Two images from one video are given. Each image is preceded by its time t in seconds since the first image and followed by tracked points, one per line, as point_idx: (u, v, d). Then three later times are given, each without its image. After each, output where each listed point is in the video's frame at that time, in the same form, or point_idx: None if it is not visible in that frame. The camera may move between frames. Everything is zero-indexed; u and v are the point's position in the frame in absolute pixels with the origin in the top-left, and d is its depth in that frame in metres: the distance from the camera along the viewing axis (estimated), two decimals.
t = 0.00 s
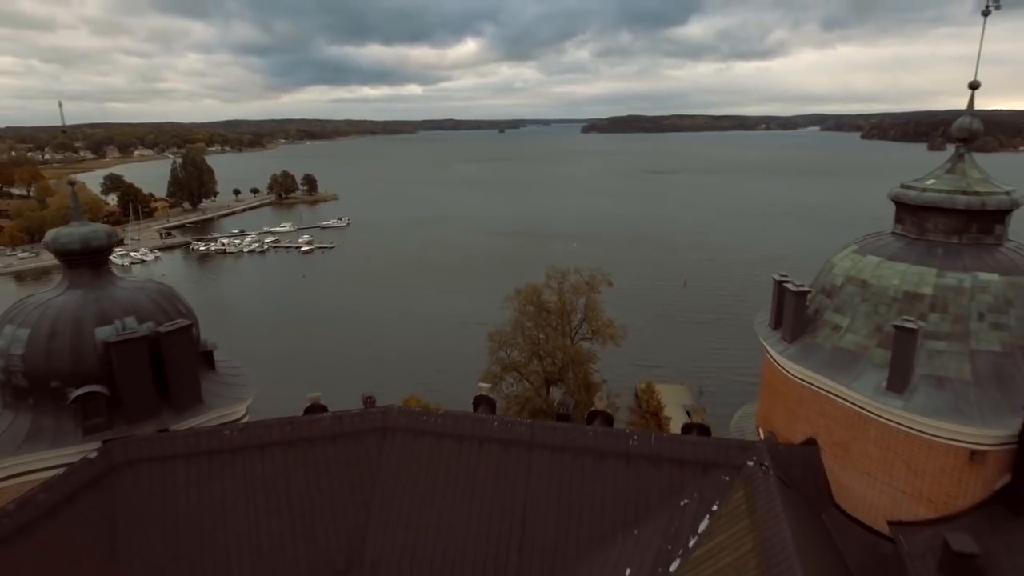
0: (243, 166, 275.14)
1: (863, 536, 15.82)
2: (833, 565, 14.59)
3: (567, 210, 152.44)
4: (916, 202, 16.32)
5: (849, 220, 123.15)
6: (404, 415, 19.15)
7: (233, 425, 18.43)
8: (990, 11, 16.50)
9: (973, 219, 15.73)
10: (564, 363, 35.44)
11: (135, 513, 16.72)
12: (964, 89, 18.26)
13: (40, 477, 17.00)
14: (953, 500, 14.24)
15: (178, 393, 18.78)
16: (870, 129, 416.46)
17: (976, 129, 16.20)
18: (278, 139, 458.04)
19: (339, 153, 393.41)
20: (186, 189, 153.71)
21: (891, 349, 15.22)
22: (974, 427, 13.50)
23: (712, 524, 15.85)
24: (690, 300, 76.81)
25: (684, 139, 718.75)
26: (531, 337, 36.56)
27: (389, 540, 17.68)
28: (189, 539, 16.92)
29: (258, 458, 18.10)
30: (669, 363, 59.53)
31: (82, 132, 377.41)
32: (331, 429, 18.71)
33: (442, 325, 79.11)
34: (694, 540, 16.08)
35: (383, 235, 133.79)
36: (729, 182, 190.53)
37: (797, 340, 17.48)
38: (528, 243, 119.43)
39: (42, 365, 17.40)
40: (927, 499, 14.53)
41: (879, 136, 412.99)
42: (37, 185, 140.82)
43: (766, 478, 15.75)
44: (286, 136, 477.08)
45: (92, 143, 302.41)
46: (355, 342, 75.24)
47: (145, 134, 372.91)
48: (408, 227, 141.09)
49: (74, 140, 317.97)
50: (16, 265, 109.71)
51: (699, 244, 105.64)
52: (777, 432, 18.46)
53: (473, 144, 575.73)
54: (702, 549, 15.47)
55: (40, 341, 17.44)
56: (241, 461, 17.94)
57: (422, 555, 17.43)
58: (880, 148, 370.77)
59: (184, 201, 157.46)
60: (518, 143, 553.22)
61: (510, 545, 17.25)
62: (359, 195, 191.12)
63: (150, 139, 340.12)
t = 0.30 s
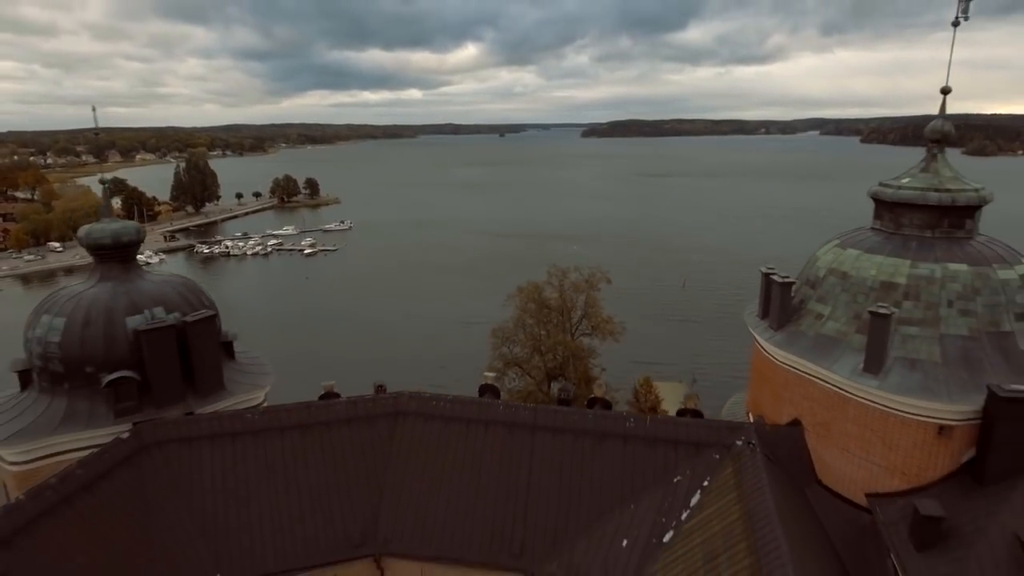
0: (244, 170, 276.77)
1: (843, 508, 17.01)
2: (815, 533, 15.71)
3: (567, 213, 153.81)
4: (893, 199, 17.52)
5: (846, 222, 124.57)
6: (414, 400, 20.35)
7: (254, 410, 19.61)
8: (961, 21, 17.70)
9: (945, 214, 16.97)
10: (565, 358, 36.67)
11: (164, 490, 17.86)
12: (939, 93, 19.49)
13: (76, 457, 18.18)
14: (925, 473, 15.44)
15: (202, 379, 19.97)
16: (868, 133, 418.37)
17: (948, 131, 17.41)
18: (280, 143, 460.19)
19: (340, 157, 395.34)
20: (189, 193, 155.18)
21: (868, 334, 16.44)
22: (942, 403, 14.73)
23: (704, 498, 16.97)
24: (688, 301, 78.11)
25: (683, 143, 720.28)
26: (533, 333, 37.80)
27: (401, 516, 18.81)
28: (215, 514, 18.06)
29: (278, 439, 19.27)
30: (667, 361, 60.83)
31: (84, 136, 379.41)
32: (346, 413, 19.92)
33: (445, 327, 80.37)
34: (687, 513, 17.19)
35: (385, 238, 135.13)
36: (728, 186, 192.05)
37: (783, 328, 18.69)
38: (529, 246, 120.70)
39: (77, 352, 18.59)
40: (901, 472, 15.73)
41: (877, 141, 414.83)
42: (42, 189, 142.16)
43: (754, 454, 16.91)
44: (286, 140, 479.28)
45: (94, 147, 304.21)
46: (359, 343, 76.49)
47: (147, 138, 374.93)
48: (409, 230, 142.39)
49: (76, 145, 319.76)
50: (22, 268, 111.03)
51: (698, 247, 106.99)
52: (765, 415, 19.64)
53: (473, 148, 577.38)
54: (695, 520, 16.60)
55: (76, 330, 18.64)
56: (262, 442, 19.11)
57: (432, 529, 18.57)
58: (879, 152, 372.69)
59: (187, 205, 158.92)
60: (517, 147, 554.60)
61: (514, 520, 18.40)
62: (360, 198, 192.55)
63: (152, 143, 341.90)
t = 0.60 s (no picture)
0: (247, 175, 278.94)
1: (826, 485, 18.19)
2: (800, 507, 16.91)
3: (568, 216, 155.31)
4: (872, 198, 18.79)
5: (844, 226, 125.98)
6: (425, 388, 21.62)
7: (276, 396, 20.88)
8: (936, 31, 19.00)
9: (921, 211, 18.30)
10: (567, 354, 37.91)
11: (192, 469, 19.05)
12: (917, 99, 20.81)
13: (112, 439, 19.44)
14: (899, 450, 16.71)
15: (227, 367, 21.27)
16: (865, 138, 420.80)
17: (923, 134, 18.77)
18: (281, 148, 462.93)
19: (341, 162, 397.67)
20: (193, 197, 156.92)
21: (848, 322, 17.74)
22: (913, 384, 16.08)
23: (698, 475, 18.21)
24: (688, 302, 79.46)
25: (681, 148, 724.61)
26: (535, 331, 39.07)
27: (413, 494, 20.04)
28: (240, 492, 19.25)
29: (298, 423, 20.51)
30: (666, 360, 62.25)
31: (87, 141, 381.72)
32: (361, 399, 21.18)
33: (449, 328, 81.79)
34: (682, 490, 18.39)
35: (387, 242, 136.67)
36: (728, 190, 193.80)
37: (771, 319, 19.97)
38: (530, 249, 122.17)
39: (112, 341, 19.90)
40: (878, 449, 16.99)
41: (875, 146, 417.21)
42: (48, 193, 143.94)
43: (743, 434, 18.16)
44: (288, 145, 481.86)
45: (97, 152, 306.33)
46: (364, 345, 77.85)
47: (150, 143, 376.96)
48: (411, 234, 143.97)
49: (79, 149, 321.53)
50: (29, 271, 112.31)
51: (697, 249, 108.41)
52: (755, 400, 20.88)
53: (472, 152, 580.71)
54: (690, 494, 17.84)
55: (111, 320, 19.97)
56: (284, 426, 20.36)
57: (443, 507, 19.79)
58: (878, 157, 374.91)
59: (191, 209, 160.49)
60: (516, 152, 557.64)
61: (520, 497, 19.64)
62: (362, 203, 194.33)
63: (154, 148, 344.05)
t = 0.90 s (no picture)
0: (249, 179, 280.45)
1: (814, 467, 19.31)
2: (790, 486, 17.97)
3: (568, 220, 156.65)
4: (858, 198, 19.91)
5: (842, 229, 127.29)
6: (435, 379, 22.69)
7: (294, 386, 21.98)
8: (918, 40, 20.12)
9: (903, 211, 19.45)
10: (568, 351, 39.06)
11: (216, 453, 20.10)
12: (901, 104, 21.96)
13: (139, 425, 20.52)
14: (882, 433, 17.85)
15: (246, 359, 22.40)
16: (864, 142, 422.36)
17: (906, 137, 19.92)
18: (282, 152, 464.46)
19: (342, 166, 399.61)
20: (197, 201, 157.77)
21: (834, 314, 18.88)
22: (894, 371, 17.22)
23: (694, 458, 19.29)
24: (687, 303, 80.63)
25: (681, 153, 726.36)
26: (538, 329, 40.19)
27: (424, 478, 21.13)
28: (260, 475, 20.33)
29: (314, 411, 21.62)
30: (666, 359, 63.42)
31: (88, 146, 383.07)
32: (373, 388, 22.27)
33: (452, 330, 82.98)
34: (678, 473, 19.49)
35: (390, 245, 137.91)
36: (727, 193, 195.35)
37: (762, 312, 21.12)
38: (531, 251, 123.42)
39: (139, 333, 20.99)
40: (862, 433, 18.12)
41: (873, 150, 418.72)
42: (53, 197, 145.21)
43: (737, 419, 19.23)
44: (289, 149, 483.51)
45: (99, 156, 307.69)
46: (369, 347, 79.01)
47: (151, 147, 378.31)
48: (413, 237, 145.17)
49: (81, 154, 322.89)
50: (35, 274, 113.52)
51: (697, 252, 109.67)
52: (748, 390, 21.99)
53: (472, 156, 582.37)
54: (687, 476, 18.89)
55: (138, 313, 21.08)
56: (301, 414, 21.46)
57: (452, 490, 20.87)
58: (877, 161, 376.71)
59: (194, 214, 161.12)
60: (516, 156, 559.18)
61: (525, 481, 20.71)
62: (364, 206, 195.64)
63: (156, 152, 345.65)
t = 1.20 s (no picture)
0: (251, 183, 282.17)
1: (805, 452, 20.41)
2: (781, 469, 19.06)
3: (569, 223, 157.90)
4: (845, 199, 21.05)
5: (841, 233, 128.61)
6: (445, 371, 23.80)
7: (310, 378, 23.10)
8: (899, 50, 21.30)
9: (888, 210, 20.58)
10: (571, 349, 40.24)
11: (238, 440, 21.19)
12: (885, 111, 23.19)
13: (164, 414, 21.66)
14: (866, 420, 19.00)
15: (265, 352, 23.56)
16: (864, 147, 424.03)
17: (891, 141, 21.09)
18: (284, 156, 466.30)
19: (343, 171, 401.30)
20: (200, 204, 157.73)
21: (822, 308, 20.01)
22: (878, 361, 18.37)
23: (691, 443, 20.37)
24: (687, 305, 81.82)
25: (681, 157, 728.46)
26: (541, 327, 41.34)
27: (434, 465, 22.21)
28: (279, 461, 21.42)
29: (330, 402, 22.74)
30: (666, 359, 64.63)
31: (91, 150, 384.71)
32: (385, 380, 23.37)
33: (455, 332, 84.19)
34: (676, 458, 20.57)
35: (392, 249, 139.24)
36: (727, 197, 196.74)
37: (756, 307, 22.24)
38: (532, 254, 124.63)
39: (164, 326, 22.15)
40: (848, 419, 19.26)
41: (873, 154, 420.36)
42: (58, 201, 146.68)
43: (732, 406, 20.31)
44: (290, 153, 485.33)
45: (102, 160, 309.30)
46: (373, 349, 80.17)
47: (154, 152, 380.13)
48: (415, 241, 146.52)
49: (85, 158, 324.62)
50: (41, 276, 114.77)
51: (696, 255, 110.95)
52: (742, 381, 23.12)
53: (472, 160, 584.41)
54: (684, 459, 19.97)
55: (164, 308, 22.23)
56: (318, 405, 22.57)
57: (461, 476, 21.96)
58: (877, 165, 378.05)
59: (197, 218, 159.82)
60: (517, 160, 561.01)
61: (531, 467, 21.81)
62: (366, 210, 197.04)
63: (159, 157, 347.67)
